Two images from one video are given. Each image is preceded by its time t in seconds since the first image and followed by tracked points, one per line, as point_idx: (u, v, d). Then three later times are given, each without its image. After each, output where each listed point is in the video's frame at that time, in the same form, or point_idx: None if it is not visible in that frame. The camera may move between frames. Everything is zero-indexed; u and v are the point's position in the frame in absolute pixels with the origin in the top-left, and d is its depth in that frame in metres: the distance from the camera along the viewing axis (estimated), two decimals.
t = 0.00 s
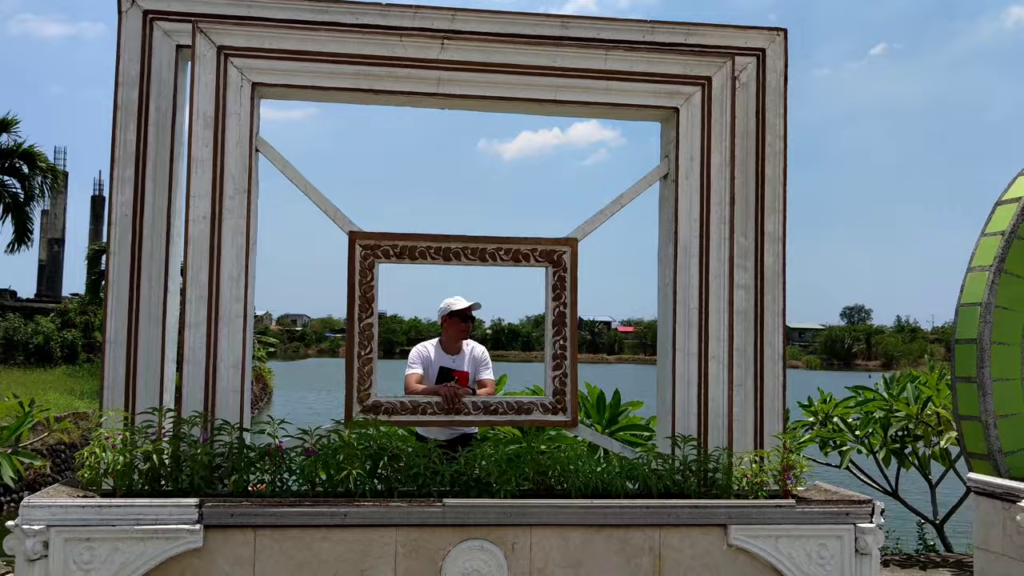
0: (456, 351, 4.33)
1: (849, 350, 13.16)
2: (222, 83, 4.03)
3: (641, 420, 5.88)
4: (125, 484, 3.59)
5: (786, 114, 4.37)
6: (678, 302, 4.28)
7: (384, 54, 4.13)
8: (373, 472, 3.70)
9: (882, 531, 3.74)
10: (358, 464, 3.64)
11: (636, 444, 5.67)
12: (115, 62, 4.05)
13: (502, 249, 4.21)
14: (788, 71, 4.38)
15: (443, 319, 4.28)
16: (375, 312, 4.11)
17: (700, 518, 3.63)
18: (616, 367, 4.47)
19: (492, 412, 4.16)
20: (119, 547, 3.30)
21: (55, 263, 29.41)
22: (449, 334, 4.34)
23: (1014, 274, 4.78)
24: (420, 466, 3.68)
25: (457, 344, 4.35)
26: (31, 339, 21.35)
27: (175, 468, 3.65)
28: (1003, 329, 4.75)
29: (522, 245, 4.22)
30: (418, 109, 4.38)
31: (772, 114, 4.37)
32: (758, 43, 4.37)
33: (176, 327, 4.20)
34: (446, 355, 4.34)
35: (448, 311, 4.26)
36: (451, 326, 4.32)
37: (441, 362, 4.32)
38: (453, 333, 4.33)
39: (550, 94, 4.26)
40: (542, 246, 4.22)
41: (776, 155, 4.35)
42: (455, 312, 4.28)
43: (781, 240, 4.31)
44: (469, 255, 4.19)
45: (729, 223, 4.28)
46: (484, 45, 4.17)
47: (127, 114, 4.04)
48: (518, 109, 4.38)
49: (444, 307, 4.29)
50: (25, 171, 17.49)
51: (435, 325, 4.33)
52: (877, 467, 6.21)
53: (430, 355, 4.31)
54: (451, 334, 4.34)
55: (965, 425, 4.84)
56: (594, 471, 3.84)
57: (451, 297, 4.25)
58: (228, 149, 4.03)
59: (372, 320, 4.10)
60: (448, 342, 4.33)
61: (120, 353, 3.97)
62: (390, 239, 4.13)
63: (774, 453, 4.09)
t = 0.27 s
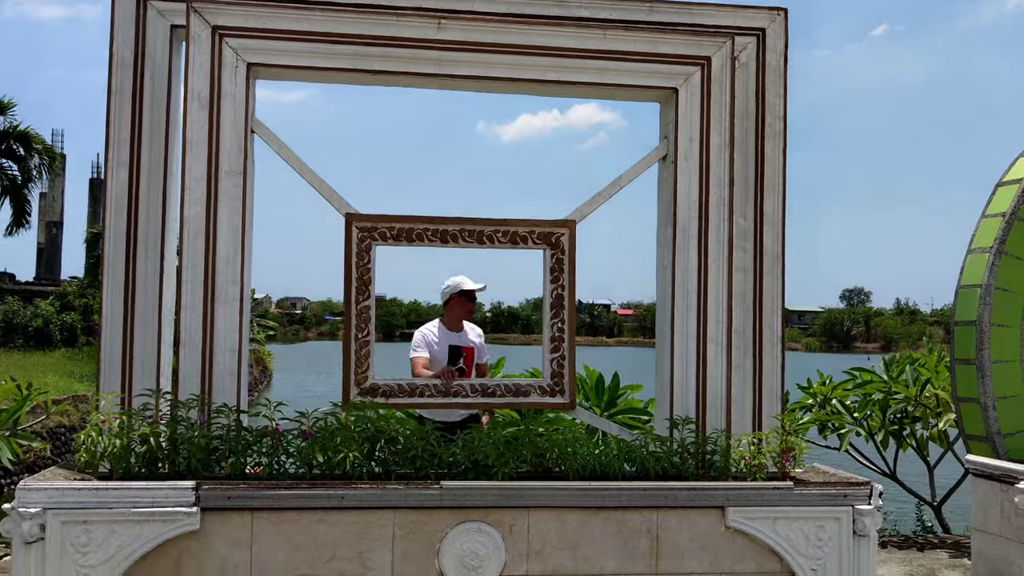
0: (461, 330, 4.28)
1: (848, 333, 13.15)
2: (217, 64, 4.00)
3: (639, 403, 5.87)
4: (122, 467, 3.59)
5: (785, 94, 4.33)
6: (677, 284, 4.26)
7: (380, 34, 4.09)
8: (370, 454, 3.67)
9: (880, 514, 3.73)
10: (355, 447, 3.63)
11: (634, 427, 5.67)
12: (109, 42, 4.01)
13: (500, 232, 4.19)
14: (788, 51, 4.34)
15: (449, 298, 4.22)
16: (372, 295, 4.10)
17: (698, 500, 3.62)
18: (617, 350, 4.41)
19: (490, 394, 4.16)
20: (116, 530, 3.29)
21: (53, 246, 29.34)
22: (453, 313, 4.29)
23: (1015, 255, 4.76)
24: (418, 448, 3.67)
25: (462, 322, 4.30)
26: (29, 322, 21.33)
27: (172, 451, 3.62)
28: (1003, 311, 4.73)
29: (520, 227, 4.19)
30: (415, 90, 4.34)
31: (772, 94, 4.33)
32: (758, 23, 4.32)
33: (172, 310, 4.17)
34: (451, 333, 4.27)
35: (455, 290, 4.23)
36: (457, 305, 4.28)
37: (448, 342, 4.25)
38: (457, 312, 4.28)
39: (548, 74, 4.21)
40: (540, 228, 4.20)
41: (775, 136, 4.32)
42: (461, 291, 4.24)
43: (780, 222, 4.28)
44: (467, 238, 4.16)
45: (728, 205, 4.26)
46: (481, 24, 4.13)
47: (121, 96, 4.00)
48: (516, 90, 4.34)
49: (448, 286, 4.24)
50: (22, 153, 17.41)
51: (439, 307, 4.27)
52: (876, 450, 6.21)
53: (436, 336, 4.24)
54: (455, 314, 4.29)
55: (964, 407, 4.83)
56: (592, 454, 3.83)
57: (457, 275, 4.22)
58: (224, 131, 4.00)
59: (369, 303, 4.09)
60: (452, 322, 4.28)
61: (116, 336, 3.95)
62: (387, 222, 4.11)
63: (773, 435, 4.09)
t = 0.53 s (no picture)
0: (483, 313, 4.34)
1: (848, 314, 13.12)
2: (208, 43, 3.94)
3: (638, 385, 5.84)
4: (116, 450, 3.58)
5: (783, 74, 4.28)
6: (674, 265, 4.22)
7: (373, 13, 4.04)
8: (365, 436, 3.67)
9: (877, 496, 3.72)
10: (350, 430, 3.63)
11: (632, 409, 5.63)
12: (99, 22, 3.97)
13: (495, 213, 4.15)
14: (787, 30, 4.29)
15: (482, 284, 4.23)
16: (366, 277, 4.07)
17: (693, 482, 3.61)
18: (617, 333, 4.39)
19: (485, 375, 4.13)
20: (109, 513, 3.28)
21: (52, 229, 29.30)
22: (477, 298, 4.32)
23: (1014, 236, 4.74)
24: (413, 430, 3.66)
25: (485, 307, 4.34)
26: (29, 305, 21.33)
27: (166, 434, 3.61)
28: (1001, 292, 4.72)
29: (516, 208, 4.15)
30: (409, 70, 4.29)
31: (770, 74, 4.28)
32: (756, 1, 4.27)
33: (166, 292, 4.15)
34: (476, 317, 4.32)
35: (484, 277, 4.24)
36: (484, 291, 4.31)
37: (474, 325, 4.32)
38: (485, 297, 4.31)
39: (543, 54, 4.17)
40: (537, 210, 4.16)
41: (774, 116, 4.28)
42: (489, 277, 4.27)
43: (777, 205, 4.27)
44: (463, 219, 4.13)
45: (725, 185, 4.22)
46: (476, 3, 4.08)
47: (112, 76, 3.96)
48: (511, 70, 4.30)
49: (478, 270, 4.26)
50: (19, 135, 17.35)
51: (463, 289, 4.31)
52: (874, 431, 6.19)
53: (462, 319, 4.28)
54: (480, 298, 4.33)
55: (962, 389, 4.82)
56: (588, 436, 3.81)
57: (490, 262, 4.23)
58: (216, 111, 3.95)
59: (364, 286, 4.06)
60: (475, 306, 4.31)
61: (110, 318, 3.92)
62: (381, 202, 4.07)
63: (769, 418, 4.08)
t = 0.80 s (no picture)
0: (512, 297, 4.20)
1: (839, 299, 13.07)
2: (180, 23, 3.85)
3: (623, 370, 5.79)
4: (86, 438, 3.51)
5: (768, 53, 4.22)
6: (656, 249, 4.15)
7: None
8: (341, 424, 3.60)
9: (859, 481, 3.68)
10: (325, 417, 3.56)
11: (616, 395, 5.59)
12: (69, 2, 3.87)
13: (474, 197, 4.08)
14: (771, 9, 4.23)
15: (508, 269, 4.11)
16: (343, 262, 4.00)
17: (673, 468, 3.56)
18: (611, 320, 4.35)
19: (465, 361, 4.06)
20: (77, 503, 3.22)
21: (42, 216, 29.11)
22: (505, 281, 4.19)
23: (1001, 219, 4.68)
24: (390, 417, 3.61)
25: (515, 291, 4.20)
26: (19, 294, 21.21)
27: (138, 422, 3.53)
28: (988, 275, 4.66)
29: (495, 192, 4.09)
30: (386, 51, 4.21)
31: (753, 54, 4.22)
32: None
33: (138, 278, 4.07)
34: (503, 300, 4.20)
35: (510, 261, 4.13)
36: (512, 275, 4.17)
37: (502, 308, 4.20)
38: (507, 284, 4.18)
39: (522, 34, 4.09)
40: (515, 192, 4.10)
41: (757, 97, 4.22)
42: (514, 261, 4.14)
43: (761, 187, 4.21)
44: (441, 202, 4.06)
45: (708, 168, 4.13)
46: None
47: (83, 58, 3.87)
48: (490, 51, 4.22)
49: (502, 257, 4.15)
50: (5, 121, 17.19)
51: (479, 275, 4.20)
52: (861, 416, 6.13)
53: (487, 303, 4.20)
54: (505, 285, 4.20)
55: (948, 373, 4.78)
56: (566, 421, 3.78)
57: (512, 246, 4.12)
58: (188, 92, 3.87)
59: (340, 271, 3.99)
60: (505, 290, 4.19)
61: (81, 305, 3.85)
62: (357, 185, 4.00)
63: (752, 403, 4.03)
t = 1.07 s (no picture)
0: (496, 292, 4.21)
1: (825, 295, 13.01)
2: (133, 12, 3.75)
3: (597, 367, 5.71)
4: (32, 439, 3.40)
5: (739, 45, 4.12)
6: (622, 245, 4.08)
7: None
8: (297, 423, 3.50)
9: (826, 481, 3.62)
10: (279, 416, 3.47)
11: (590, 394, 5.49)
12: None
13: (437, 190, 3.98)
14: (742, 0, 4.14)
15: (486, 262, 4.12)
16: (302, 257, 3.91)
17: (636, 468, 3.49)
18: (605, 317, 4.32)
19: (428, 359, 3.97)
20: (21, 505, 3.13)
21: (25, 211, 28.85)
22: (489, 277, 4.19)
23: (975, 214, 4.62)
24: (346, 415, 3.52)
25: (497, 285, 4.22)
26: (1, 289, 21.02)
27: (87, 421, 3.45)
28: (961, 271, 4.61)
29: (459, 185, 3.99)
30: (348, 41, 4.11)
31: (725, 45, 4.12)
32: None
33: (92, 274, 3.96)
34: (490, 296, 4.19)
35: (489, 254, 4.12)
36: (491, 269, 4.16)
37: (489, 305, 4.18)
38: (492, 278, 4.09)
39: (487, 24, 4.00)
40: (480, 186, 4.00)
41: (729, 90, 4.12)
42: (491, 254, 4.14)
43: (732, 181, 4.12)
44: (403, 195, 3.97)
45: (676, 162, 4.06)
46: None
47: (34, 45, 3.67)
48: (455, 41, 4.12)
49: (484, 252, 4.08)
50: None
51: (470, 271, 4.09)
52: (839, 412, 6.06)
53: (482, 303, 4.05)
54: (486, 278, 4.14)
55: (922, 371, 4.71)
56: (529, 420, 3.68)
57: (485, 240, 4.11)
58: (142, 84, 3.77)
59: (300, 266, 3.90)
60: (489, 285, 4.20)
61: (34, 302, 3.64)
62: (316, 178, 3.91)
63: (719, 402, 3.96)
